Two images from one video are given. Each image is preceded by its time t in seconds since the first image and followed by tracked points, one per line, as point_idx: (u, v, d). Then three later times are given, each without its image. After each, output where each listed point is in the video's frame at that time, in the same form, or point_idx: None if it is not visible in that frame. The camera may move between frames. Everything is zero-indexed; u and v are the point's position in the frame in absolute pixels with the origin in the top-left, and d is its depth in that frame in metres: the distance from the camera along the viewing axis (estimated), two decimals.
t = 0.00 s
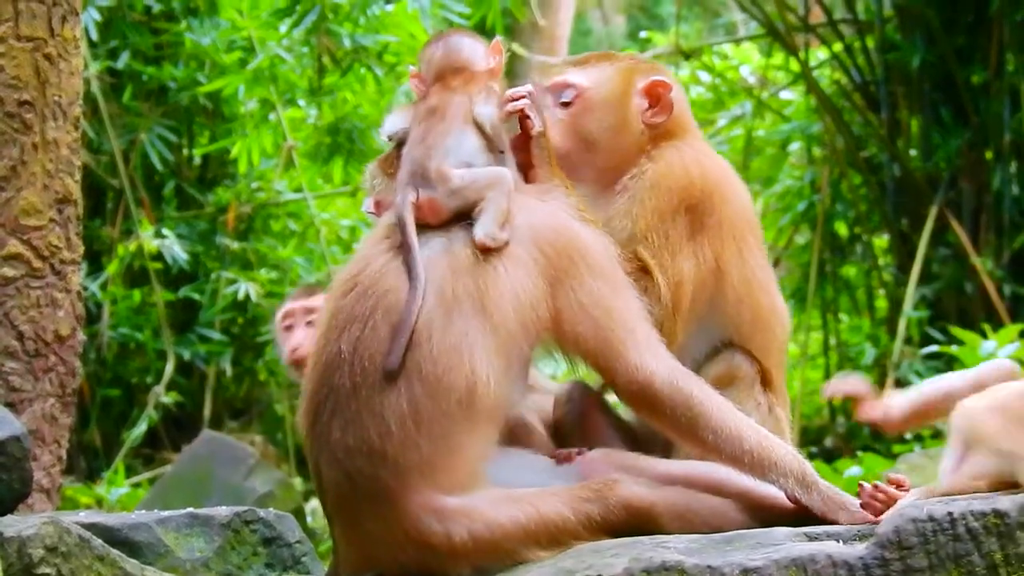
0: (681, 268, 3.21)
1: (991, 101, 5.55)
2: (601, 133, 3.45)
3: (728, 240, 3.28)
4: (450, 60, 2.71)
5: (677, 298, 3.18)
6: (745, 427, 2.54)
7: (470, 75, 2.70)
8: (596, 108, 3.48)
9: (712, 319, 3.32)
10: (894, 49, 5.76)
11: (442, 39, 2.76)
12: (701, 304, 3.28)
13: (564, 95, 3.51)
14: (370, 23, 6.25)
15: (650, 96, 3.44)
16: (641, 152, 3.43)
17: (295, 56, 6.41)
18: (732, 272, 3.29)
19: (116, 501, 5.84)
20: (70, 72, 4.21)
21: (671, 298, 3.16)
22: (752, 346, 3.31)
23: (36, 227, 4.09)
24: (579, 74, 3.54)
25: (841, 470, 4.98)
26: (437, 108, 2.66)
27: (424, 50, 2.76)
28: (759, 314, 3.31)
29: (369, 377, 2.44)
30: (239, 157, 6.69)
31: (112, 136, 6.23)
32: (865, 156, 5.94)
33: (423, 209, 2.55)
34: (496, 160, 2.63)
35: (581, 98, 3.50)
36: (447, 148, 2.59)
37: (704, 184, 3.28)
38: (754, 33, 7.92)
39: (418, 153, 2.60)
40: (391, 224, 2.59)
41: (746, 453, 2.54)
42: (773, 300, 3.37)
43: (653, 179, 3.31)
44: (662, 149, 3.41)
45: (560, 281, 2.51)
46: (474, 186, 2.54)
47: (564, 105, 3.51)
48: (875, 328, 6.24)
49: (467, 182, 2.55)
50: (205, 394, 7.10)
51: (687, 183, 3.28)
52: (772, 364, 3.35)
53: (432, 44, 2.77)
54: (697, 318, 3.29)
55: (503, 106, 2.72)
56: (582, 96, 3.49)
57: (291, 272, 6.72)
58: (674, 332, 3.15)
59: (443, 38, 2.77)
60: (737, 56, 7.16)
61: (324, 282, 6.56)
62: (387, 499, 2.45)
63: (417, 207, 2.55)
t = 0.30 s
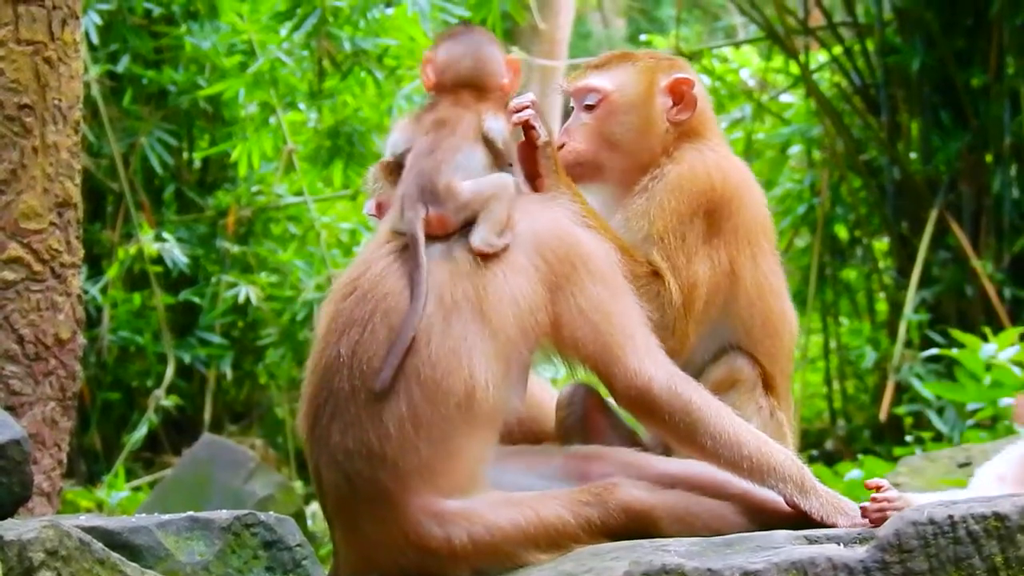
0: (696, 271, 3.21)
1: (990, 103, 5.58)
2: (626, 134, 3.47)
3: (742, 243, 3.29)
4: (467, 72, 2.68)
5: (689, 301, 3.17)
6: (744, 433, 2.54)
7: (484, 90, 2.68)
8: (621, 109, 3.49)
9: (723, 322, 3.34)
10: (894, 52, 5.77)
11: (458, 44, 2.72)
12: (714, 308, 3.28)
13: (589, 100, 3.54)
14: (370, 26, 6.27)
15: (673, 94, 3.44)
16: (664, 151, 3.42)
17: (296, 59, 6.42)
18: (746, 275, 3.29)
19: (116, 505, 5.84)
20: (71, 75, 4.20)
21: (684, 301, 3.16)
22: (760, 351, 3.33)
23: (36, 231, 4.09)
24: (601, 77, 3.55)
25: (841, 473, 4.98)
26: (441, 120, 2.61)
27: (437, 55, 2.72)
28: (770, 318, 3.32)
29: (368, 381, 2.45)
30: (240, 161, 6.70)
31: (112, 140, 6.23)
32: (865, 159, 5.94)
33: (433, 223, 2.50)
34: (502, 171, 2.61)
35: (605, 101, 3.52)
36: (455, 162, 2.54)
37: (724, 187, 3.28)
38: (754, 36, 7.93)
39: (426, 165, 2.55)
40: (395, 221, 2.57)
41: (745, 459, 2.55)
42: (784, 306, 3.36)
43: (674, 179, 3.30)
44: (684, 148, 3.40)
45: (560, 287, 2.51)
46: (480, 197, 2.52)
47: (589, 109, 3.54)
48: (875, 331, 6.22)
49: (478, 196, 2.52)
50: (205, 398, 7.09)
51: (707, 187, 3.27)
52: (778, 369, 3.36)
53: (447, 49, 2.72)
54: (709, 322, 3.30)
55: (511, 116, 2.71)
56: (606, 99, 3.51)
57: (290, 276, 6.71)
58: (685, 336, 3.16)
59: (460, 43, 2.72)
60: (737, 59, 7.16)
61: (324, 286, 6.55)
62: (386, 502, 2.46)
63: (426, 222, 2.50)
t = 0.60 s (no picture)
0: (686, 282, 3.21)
1: (992, 107, 5.61)
2: (574, 146, 3.45)
3: (726, 250, 3.27)
4: (475, 83, 2.66)
5: (687, 313, 3.17)
6: (744, 437, 2.54)
7: (491, 104, 2.67)
8: (577, 120, 3.47)
9: (717, 330, 3.33)
10: (896, 56, 5.78)
11: (466, 51, 2.70)
12: (708, 316, 3.28)
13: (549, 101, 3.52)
14: (372, 30, 6.26)
15: (629, 125, 3.39)
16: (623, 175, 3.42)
17: (297, 62, 6.33)
18: (732, 282, 3.28)
19: (117, 508, 5.83)
20: (72, 79, 4.20)
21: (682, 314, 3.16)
22: (756, 356, 3.32)
23: (37, 234, 4.08)
24: (569, 82, 3.53)
25: (843, 477, 4.97)
26: (440, 137, 2.59)
27: (445, 62, 2.69)
28: (759, 324, 3.30)
29: (369, 386, 2.45)
30: (242, 164, 6.70)
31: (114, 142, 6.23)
32: (867, 163, 5.93)
33: (432, 237, 2.49)
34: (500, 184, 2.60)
35: (565, 106, 3.49)
36: (459, 181, 2.54)
37: (699, 196, 3.28)
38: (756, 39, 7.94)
39: (429, 179, 2.54)
40: (392, 228, 2.56)
41: (746, 463, 2.54)
42: (773, 308, 3.36)
43: (646, 195, 3.31)
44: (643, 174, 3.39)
45: (560, 292, 2.52)
46: (478, 208, 2.52)
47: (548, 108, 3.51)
48: (876, 335, 6.21)
49: (483, 209, 2.52)
50: (206, 401, 7.09)
51: (682, 196, 3.28)
52: (776, 372, 3.37)
53: (455, 56, 2.70)
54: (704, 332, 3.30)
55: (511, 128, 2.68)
56: (567, 104, 3.48)
57: (292, 279, 6.71)
58: (686, 347, 3.16)
59: (468, 50, 2.70)
60: (739, 63, 7.16)
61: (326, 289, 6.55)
62: (387, 505, 2.46)
63: (425, 235, 2.49)
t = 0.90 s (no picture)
0: (694, 287, 3.20)
1: (993, 111, 5.62)
2: (593, 135, 3.44)
3: (732, 257, 3.28)
4: (477, 99, 2.61)
5: (693, 317, 3.16)
6: (745, 442, 2.53)
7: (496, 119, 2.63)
8: (596, 111, 3.46)
9: (720, 336, 3.33)
10: (897, 59, 5.79)
11: (461, 63, 2.62)
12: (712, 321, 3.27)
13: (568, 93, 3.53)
14: (374, 33, 6.27)
15: (649, 109, 3.39)
16: (640, 163, 3.40)
17: (298, 66, 6.38)
18: (737, 288, 3.28)
19: (118, 511, 5.83)
20: (74, 82, 4.19)
21: (688, 319, 3.15)
22: (758, 360, 3.33)
23: (39, 237, 4.08)
24: (586, 74, 3.53)
25: (846, 480, 4.96)
26: (466, 159, 2.55)
27: (443, 79, 2.60)
28: (761, 329, 3.31)
29: (370, 391, 2.45)
30: (243, 167, 6.69)
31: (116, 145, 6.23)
32: (869, 166, 5.93)
33: (476, 256, 2.46)
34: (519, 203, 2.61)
35: (582, 98, 3.49)
36: (489, 194, 2.54)
37: (709, 200, 3.25)
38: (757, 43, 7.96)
39: (464, 200, 2.52)
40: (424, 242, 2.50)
41: (747, 469, 2.53)
42: (776, 315, 3.36)
43: (656, 197, 3.27)
44: (660, 167, 3.37)
45: (565, 299, 2.52)
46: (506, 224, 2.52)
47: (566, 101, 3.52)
48: (878, 339, 6.20)
49: (512, 221, 2.54)
50: (208, 405, 7.08)
51: (692, 200, 3.25)
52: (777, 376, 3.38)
53: (451, 68, 2.62)
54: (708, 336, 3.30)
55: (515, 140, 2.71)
56: (583, 96, 3.49)
57: (294, 282, 6.71)
58: (692, 351, 3.16)
59: (463, 62, 2.62)
60: (740, 66, 7.16)
61: (326, 292, 6.54)
62: (388, 509, 2.46)
63: (471, 253, 2.45)
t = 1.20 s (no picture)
0: (709, 290, 3.24)
1: (997, 114, 5.63)
2: (639, 128, 3.47)
3: (751, 264, 3.30)
4: (446, 128, 2.70)
5: (704, 320, 3.20)
6: (747, 446, 2.53)
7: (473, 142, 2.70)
8: (643, 103, 3.49)
9: (731, 339, 3.32)
10: (901, 62, 5.81)
11: (420, 104, 2.71)
12: (728, 324, 3.29)
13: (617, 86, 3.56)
14: (378, 36, 6.28)
15: (693, 99, 3.41)
16: (679, 154, 3.41)
17: (303, 68, 6.41)
18: (753, 298, 3.29)
19: (122, 513, 5.83)
20: (78, 84, 4.20)
21: (699, 322, 3.19)
22: (763, 366, 3.34)
23: (43, 240, 4.08)
24: (633, 66, 3.56)
25: (849, 484, 4.95)
26: (460, 173, 2.52)
27: (407, 121, 2.66)
28: (772, 338, 3.31)
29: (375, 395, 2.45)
30: (246, 170, 6.69)
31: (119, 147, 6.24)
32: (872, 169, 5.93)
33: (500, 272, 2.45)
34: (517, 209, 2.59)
35: (629, 90, 3.52)
36: (495, 204, 2.50)
37: (739, 207, 3.27)
38: (762, 46, 7.96)
39: (479, 213, 2.48)
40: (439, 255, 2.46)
41: (750, 472, 2.53)
42: (789, 327, 3.37)
43: (689, 197, 3.28)
44: (699, 162, 3.39)
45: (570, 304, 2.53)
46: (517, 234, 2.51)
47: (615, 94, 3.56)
48: (881, 342, 6.17)
49: (524, 236, 2.52)
50: (212, 407, 7.08)
51: (722, 207, 3.26)
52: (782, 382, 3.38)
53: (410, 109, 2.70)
54: (720, 340, 3.30)
55: (506, 154, 2.81)
56: (630, 86, 3.52)
57: (298, 285, 6.71)
58: (698, 355, 3.21)
59: (422, 103, 2.72)
60: (744, 69, 7.16)
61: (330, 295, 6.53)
62: (392, 512, 2.46)
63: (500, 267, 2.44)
